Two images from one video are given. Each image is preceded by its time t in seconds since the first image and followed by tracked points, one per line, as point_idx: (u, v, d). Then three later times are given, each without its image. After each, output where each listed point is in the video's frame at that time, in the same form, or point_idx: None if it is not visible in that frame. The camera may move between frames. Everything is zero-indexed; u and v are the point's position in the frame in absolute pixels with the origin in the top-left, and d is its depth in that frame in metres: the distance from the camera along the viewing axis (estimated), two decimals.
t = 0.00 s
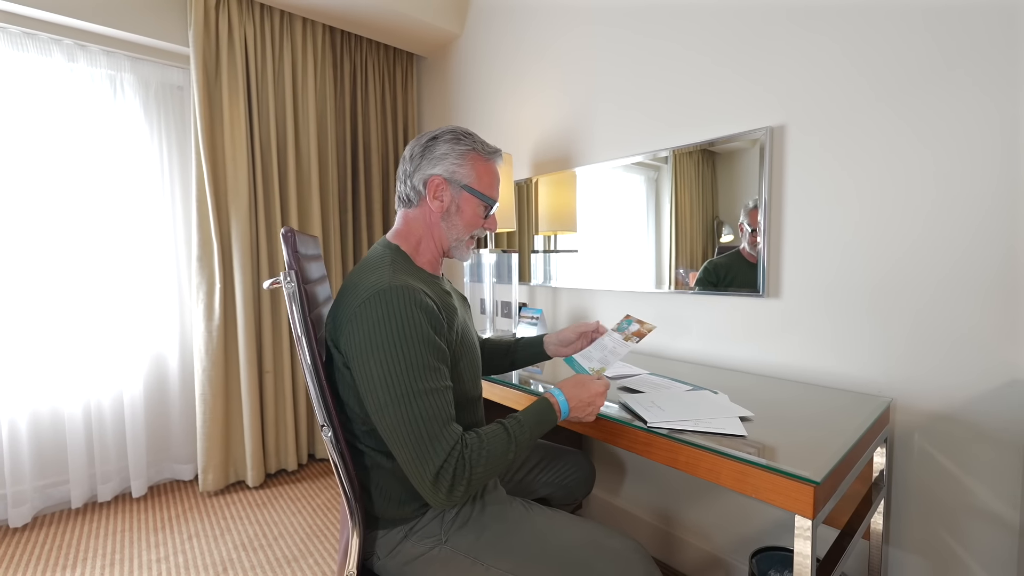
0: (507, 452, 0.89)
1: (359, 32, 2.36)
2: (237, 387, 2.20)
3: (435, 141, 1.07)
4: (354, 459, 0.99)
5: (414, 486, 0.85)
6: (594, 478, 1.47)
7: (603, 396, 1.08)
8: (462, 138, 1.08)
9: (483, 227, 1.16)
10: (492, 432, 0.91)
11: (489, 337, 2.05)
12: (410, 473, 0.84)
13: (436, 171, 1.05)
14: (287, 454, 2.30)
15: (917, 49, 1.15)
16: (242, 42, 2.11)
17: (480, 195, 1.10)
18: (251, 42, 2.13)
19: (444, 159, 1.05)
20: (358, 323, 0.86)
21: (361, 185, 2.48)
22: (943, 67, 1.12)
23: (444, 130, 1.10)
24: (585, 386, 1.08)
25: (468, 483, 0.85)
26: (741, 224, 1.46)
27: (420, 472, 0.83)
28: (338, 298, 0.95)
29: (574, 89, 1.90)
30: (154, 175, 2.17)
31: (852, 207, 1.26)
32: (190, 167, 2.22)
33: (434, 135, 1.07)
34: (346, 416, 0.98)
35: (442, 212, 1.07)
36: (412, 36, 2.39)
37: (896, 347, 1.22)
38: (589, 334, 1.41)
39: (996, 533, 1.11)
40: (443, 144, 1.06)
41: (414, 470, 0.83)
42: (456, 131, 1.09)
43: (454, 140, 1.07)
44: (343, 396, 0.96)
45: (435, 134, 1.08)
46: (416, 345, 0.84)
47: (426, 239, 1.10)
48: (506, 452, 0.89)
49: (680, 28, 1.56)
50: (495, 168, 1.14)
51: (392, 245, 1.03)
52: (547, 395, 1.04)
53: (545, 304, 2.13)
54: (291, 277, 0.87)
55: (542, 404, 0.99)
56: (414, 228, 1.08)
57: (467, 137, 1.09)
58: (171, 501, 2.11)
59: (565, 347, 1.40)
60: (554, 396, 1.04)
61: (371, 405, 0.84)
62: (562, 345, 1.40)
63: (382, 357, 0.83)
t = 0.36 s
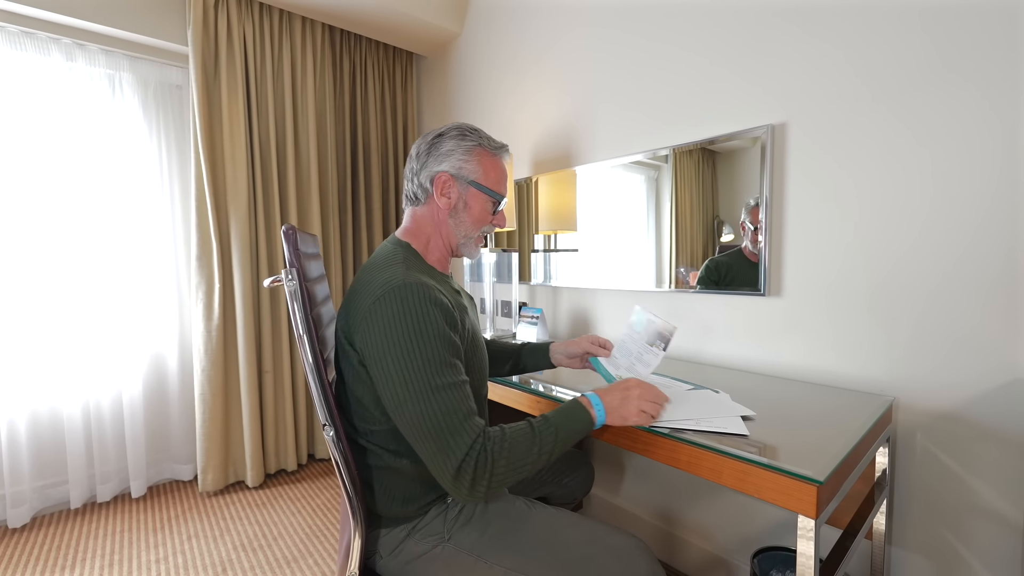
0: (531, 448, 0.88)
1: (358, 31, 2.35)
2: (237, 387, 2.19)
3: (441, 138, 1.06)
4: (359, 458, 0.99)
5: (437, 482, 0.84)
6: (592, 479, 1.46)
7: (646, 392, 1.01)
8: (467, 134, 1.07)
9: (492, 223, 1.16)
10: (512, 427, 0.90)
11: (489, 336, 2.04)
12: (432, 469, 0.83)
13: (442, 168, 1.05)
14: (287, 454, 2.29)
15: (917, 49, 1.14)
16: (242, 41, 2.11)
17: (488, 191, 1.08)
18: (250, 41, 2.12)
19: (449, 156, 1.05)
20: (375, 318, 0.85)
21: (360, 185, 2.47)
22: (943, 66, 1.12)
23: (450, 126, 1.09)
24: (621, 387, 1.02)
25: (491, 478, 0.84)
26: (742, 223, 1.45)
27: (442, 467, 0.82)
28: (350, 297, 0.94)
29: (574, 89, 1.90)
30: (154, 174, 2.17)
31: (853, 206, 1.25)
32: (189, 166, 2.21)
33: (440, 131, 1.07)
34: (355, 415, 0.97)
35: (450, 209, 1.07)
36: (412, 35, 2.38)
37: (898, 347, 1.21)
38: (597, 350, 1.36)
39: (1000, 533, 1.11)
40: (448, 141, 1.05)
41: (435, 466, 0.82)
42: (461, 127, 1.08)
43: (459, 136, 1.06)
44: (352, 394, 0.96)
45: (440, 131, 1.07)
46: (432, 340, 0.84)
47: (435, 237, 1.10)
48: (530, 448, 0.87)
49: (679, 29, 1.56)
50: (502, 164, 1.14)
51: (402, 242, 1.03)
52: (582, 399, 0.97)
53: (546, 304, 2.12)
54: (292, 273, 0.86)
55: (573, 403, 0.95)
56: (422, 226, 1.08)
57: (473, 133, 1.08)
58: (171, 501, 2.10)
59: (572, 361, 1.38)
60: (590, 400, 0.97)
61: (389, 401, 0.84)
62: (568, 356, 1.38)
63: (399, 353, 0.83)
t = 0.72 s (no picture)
0: (559, 444, 0.87)
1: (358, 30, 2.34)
2: (236, 387, 2.19)
3: (468, 137, 1.06)
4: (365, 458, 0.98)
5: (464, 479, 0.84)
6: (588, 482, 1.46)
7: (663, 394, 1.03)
8: (495, 135, 1.07)
9: (512, 224, 1.16)
10: (537, 422, 0.90)
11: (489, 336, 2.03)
12: (461, 466, 0.82)
13: (472, 167, 1.04)
14: (286, 454, 2.29)
15: (919, 49, 1.14)
16: (241, 40, 2.10)
17: (515, 192, 1.10)
18: (249, 40, 2.11)
19: (479, 156, 1.04)
20: (397, 314, 0.84)
21: (360, 184, 2.47)
22: (945, 66, 1.11)
23: (475, 127, 1.09)
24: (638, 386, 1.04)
25: (520, 474, 0.84)
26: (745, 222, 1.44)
27: (471, 463, 0.81)
28: (369, 294, 0.93)
29: (575, 88, 1.89)
30: (153, 173, 2.16)
31: (854, 205, 1.25)
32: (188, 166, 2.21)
33: (467, 131, 1.07)
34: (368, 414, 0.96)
35: (477, 209, 1.07)
36: (412, 34, 2.37)
37: (900, 348, 1.21)
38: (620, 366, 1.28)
39: (1002, 533, 1.10)
40: (477, 140, 1.05)
41: (463, 462, 0.82)
42: (488, 128, 1.09)
43: (487, 136, 1.06)
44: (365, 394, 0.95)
45: (467, 130, 1.07)
46: (456, 335, 0.83)
47: (459, 236, 1.09)
48: (558, 443, 0.87)
49: (680, 29, 1.55)
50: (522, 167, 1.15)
51: (423, 240, 1.02)
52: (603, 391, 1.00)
53: (546, 304, 2.11)
54: (293, 273, 0.86)
55: (598, 399, 0.95)
56: (445, 224, 1.07)
57: (499, 134, 1.09)
58: (170, 501, 2.10)
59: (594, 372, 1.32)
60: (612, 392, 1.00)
61: (413, 397, 0.83)
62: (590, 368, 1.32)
63: (424, 348, 0.82)
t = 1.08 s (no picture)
0: (549, 461, 0.88)
1: (359, 29, 2.34)
2: (238, 387, 2.19)
3: (461, 138, 1.05)
4: (358, 460, 0.98)
5: (451, 489, 0.85)
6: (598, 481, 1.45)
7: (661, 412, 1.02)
8: (489, 132, 1.06)
9: (514, 222, 1.15)
10: (529, 438, 0.90)
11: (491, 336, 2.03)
12: (448, 477, 0.83)
13: (465, 169, 1.03)
14: (288, 454, 2.29)
15: (922, 48, 1.13)
16: (242, 39, 2.10)
17: (512, 190, 1.08)
18: (250, 39, 2.11)
19: (471, 157, 1.04)
20: (388, 324, 0.84)
21: (361, 184, 2.47)
22: (947, 66, 1.10)
23: (468, 124, 1.08)
24: (638, 401, 1.01)
25: (506, 489, 0.84)
26: (748, 222, 1.43)
27: (457, 476, 0.82)
28: (361, 297, 0.93)
29: (576, 88, 1.88)
30: (154, 173, 2.16)
31: (858, 205, 1.24)
32: (189, 165, 2.21)
33: (460, 131, 1.06)
34: (359, 416, 0.97)
35: (473, 212, 1.06)
36: (413, 33, 2.37)
37: (902, 348, 1.20)
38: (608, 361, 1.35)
39: (1007, 534, 1.09)
40: (470, 141, 1.04)
41: (450, 474, 0.83)
42: (481, 125, 1.07)
43: (481, 135, 1.05)
44: (357, 397, 0.95)
45: (459, 130, 1.06)
46: (449, 348, 0.83)
47: (454, 238, 1.09)
48: (548, 459, 0.88)
49: (681, 29, 1.55)
50: (522, 161, 1.13)
51: (418, 242, 1.02)
52: (597, 408, 0.99)
53: (548, 303, 2.11)
54: (290, 273, 0.86)
55: (591, 417, 0.95)
56: (441, 227, 1.07)
57: (495, 131, 1.07)
58: (172, 501, 2.10)
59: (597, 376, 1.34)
60: (607, 410, 0.98)
61: (401, 409, 0.83)
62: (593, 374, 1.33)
63: (415, 360, 0.82)
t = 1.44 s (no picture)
0: (549, 461, 0.87)
1: (360, 29, 2.34)
2: (239, 386, 2.19)
3: (462, 137, 1.05)
4: (359, 460, 0.98)
5: (450, 489, 0.85)
6: (598, 480, 1.44)
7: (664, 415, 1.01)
8: (491, 132, 1.06)
9: (515, 222, 1.15)
10: (529, 438, 0.90)
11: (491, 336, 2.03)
12: (447, 477, 0.83)
13: (465, 169, 1.03)
14: (288, 453, 2.29)
15: (922, 48, 1.13)
16: (243, 38, 2.10)
17: (513, 191, 1.08)
18: (251, 39, 2.11)
19: (473, 157, 1.04)
20: (386, 324, 0.84)
21: (362, 183, 2.47)
22: (947, 65, 1.10)
23: (470, 124, 1.08)
24: (641, 404, 1.01)
25: (506, 490, 0.84)
26: (749, 222, 1.43)
27: (456, 476, 0.82)
28: (360, 297, 0.93)
29: (577, 88, 1.89)
30: (155, 173, 2.16)
31: (859, 205, 1.24)
32: (191, 165, 2.21)
33: (461, 130, 1.06)
34: (359, 416, 0.97)
35: (474, 211, 1.06)
36: (414, 32, 2.36)
37: (901, 348, 1.21)
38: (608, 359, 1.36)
39: (1007, 534, 1.09)
40: (471, 140, 1.04)
41: (449, 474, 0.83)
42: (484, 125, 1.07)
43: (482, 135, 1.05)
44: (357, 398, 0.95)
45: (461, 129, 1.06)
46: (447, 348, 0.83)
47: (455, 237, 1.09)
48: (548, 459, 0.88)
49: (681, 29, 1.55)
50: (524, 162, 1.13)
51: (418, 242, 1.02)
52: (599, 409, 0.99)
53: (548, 303, 2.11)
54: (291, 273, 0.86)
55: (592, 418, 0.95)
56: (441, 226, 1.07)
57: (496, 130, 1.07)
58: (173, 500, 2.10)
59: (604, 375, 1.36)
60: (609, 411, 0.98)
61: (400, 409, 0.83)
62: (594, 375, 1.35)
63: (413, 361, 0.82)
